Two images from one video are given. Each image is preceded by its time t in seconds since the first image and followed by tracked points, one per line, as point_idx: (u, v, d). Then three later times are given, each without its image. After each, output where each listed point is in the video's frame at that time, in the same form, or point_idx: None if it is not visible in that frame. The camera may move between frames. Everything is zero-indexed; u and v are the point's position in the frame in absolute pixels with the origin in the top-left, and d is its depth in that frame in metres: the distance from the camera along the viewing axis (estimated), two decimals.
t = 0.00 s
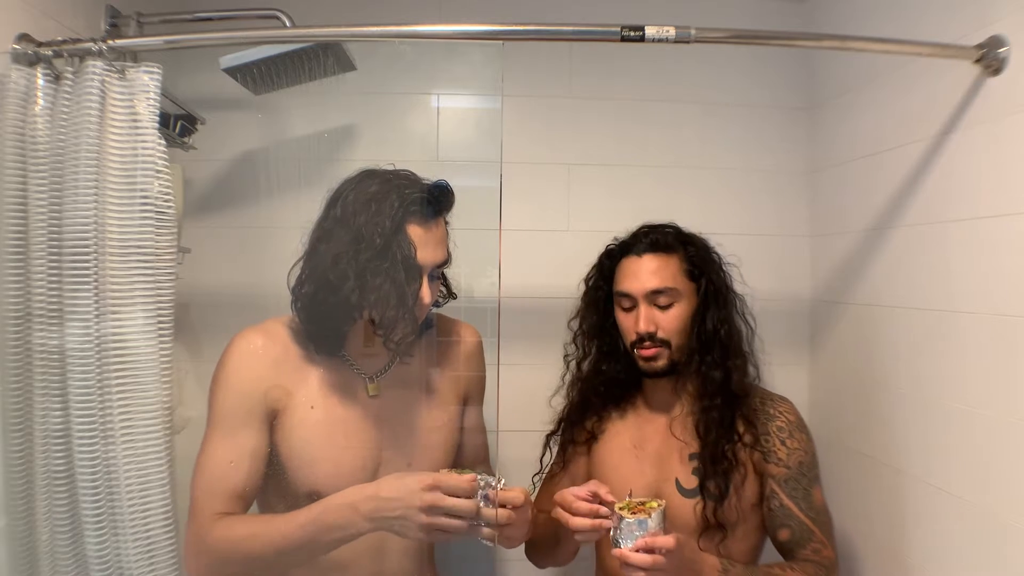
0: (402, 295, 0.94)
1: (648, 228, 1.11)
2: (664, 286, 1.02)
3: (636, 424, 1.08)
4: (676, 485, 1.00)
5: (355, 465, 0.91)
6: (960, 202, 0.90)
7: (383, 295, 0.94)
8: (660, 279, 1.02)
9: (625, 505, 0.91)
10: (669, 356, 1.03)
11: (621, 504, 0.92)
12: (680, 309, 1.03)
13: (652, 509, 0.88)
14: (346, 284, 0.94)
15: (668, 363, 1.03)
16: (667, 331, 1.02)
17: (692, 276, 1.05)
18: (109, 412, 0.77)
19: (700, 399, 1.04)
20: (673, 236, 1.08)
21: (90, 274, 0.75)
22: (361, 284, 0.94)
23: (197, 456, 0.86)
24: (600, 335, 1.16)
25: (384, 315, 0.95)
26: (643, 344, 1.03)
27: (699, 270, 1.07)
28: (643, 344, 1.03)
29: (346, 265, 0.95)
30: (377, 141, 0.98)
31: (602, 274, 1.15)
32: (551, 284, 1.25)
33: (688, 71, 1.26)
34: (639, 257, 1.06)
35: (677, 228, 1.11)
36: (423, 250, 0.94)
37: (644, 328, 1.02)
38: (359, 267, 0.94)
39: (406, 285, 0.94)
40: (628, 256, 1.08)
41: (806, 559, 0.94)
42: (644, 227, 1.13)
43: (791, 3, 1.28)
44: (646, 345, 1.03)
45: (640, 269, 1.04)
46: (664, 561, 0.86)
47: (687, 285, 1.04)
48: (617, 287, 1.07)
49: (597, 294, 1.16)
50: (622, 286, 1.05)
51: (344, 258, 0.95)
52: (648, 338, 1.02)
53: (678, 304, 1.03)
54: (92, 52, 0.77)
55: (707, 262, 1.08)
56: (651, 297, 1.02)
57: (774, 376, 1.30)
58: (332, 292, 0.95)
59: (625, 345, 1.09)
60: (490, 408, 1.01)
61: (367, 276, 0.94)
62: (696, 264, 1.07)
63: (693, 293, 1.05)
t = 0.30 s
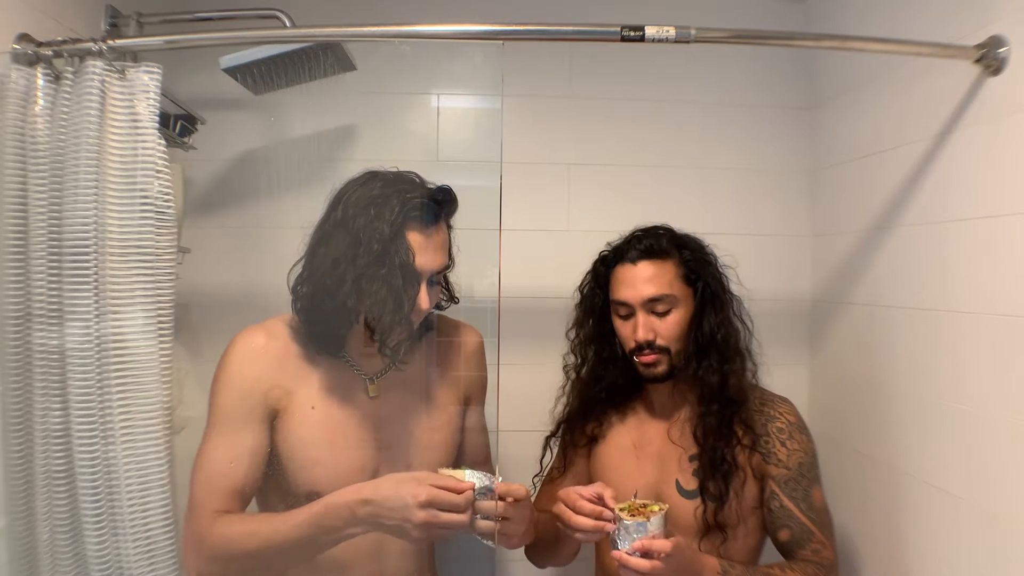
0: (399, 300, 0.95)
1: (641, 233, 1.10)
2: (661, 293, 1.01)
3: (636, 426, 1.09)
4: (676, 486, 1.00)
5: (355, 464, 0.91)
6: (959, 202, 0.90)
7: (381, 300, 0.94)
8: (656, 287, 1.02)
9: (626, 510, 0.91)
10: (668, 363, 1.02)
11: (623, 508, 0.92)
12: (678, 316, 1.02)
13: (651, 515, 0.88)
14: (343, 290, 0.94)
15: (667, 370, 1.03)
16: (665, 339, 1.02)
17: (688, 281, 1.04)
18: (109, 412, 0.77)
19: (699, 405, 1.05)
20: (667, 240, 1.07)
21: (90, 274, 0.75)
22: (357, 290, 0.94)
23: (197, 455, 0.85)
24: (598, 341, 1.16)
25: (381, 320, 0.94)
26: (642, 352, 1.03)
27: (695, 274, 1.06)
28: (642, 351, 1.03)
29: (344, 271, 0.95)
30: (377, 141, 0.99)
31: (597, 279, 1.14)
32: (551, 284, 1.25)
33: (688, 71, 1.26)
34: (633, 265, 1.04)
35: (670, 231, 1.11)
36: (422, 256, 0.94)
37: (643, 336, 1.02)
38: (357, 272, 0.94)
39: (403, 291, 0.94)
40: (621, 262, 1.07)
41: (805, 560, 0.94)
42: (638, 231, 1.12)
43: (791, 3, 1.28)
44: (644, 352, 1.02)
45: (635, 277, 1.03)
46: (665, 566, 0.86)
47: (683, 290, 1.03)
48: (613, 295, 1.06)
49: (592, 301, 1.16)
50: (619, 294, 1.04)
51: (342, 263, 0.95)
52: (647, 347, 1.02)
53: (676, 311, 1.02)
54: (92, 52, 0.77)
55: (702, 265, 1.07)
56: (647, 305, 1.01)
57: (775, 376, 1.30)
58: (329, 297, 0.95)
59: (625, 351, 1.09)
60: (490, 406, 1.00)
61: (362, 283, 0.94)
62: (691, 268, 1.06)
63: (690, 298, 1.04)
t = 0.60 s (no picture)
0: (401, 302, 0.94)
1: (641, 232, 1.10)
2: (660, 293, 1.01)
3: (636, 426, 1.09)
4: (676, 487, 1.00)
5: (355, 465, 0.91)
6: (959, 202, 0.90)
7: (382, 301, 0.94)
8: (656, 287, 1.02)
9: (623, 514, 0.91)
10: (669, 364, 1.02)
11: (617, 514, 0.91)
12: (677, 316, 1.02)
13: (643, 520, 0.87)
14: (343, 291, 0.94)
15: (668, 371, 1.03)
16: (666, 339, 1.02)
17: (687, 281, 1.05)
18: (109, 412, 0.77)
19: (699, 406, 1.05)
20: (666, 240, 1.07)
21: (90, 274, 0.75)
22: (359, 292, 0.94)
23: (196, 455, 0.85)
24: (598, 342, 1.15)
25: (382, 322, 0.94)
26: (642, 353, 1.03)
27: (694, 274, 1.06)
28: (642, 352, 1.02)
29: (345, 272, 0.95)
30: (377, 140, 0.99)
31: (596, 281, 1.14)
32: (551, 284, 1.25)
33: (688, 71, 1.26)
34: (632, 266, 1.04)
35: (669, 231, 1.11)
36: (423, 258, 0.93)
37: (643, 337, 1.02)
38: (358, 274, 0.94)
39: (405, 293, 0.94)
40: (620, 263, 1.07)
41: (805, 560, 0.94)
42: (636, 231, 1.12)
43: (790, 3, 1.28)
44: (644, 353, 1.02)
45: (634, 277, 1.03)
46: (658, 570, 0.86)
47: (682, 290, 1.03)
48: (612, 296, 1.06)
49: (591, 303, 1.15)
50: (619, 295, 1.04)
51: (343, 265, 0.95)
52: (647, 347, 1.02)
53: (676, 311, 1.02)
54: (92, 52, 0.77)
55: (701, 265, 1.07)
56: (647, 305, 1.01)
57: (775, 377, 1.30)
58: (331, 298, 0.95)
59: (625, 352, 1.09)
60: (491, 406, 1.00)
61: (364, 286, 0.94)
62: (690, 268, 1.06)
63: (689, 298, 1.04)
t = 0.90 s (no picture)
0: (404, 302, 0.94)
1: (643, 232, 1.10)
2: (662, 293, 1.01)
3: (636, 426, 1.08)
4: (677, 488, 1.00)
5: (355, 465, 0.91)
6: (958, 202, 0.90)
7: (385, 302, 0.94)
8: (658, 286, 1.01)
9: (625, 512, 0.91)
10: (671, 364, 1.02)
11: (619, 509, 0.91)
12: (679, 315, 1.02)
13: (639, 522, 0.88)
14: (346, 291, 0.94)
15: (669, 371, 1.02)
16: (667, 339, 1.01)
17: (689, 281, 1.04)
18: (109, 412, 0.77)
19: (700, 406, 1.05)
20: (667, 240, 1.07)
21: (90, 274, 0.75)
22: (362, 292, 0.94)
23: (196, 455, 0.85)
24: (599, 342, 1.16)
25: (384, 322, 0.94)
26: (643, 353, 1.02)
27: (695, 273, 1.06)
28: (643, 352, 1.02)
29: (348, 272, 0.95)
30: (377, 140, 0.99)
31: (598, 280, 1.14)
32: (551, 285, 1.25)
33: (688, 71, 1.26)
34: (633, 265, 1.04)
35: (671, 231, 1.10)
36: (426, 258, 0.93)
37: (644, 336, 1.01)
38: (361, 275, 0.94)
39: (408, 293, 0.94)
40: (622, 262, 1.07)
41: (807, 562, 0.94)
42: (637, 231, 1.12)
43: (791, 3, 1.28)
44: (646, 353, 1.02)
45: (635, 277, 1.03)
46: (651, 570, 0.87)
47: (684, 289, 1.03)
48: (613, 295, 1.05)
49: (592, 303, 1.16)
50: (620, 294, 1.04)
51: (346, 265, 0.95)
52: (648, 347, 1.01)
53: (677, 311, 1.02)
54: (92, 52, 0.77)
55: (703, 265, 1.07)
56: (648, 305, 1.01)
57: (775, 377, 1.30)
58: (332, 298, 0.95)
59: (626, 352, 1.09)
60: (490, 405, 1.00)
61: (367, 286, 0.94)
62: (692, 268, 1.05)
63: (691, 298, 1.04)
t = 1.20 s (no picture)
0: (409, 301, 0.95)
1: (646, 231, 1.10)
2: (665, 292, 1.01)
3: (637, 425, 1.08)
4: (680, 488, 1.00)
5: (355, 465, 0.91)
6: (958, 201, 0.90)
7: (391, 297, 0.94)
8: (661, 286, 1.01)
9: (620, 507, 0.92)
10: (673, 365, 1.02)
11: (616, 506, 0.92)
12: (681, 315, 1.02)
13: (631, 517, 0.89)
14: (349, 291, 0.95)
15: (672, 372, 1.03)
16: (669, 339, 1.01)
17: (691, 280, 1.04)
18: (109, 412, 0.77)
19: (702, 406, 1.05)
20: (670, 239, 1.07)
21: (90, 274, 0.75)
22: (367, 291, 0.94)
23: (197, 454, 0.85)
24: (601, 341, 1.16)
25: (388, 321, 0.95)
26: (646, 352, 1.02)
27: (698, 273, 1.05)
28: (646, 352, 1.02)
29: (353, 271, 0.95)
30: (376, 141, 0.99)
31: (600, 279, 1.14)
32: (551, 284, 1.25)
33: (688, 70, 1.26)
34: (636, 264, 1.04)
35: (673, 230, 1.10)
36: (431, 258, 0.94)
37: (646, 336, 1.01)
38: (367, 273, 0.94)
39: (413, 293, 0.95)
40: (625, 261, 1.07)
41: (812, 563, 0.93)
42: (640, 231, 1.12)
43: (791, 3, 1.28)
44: (648, 353, 1.02)
45: (638, 276, 1.02)
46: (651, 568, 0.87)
47: (686, 289, 1.03)
48: (615, 294, 1.05)
49: (593, 302, 1.16)
50: (622, 293, 1.04)
51: (353, 265, 0.95)
52: (650, 347, 1.01)
53: (680, 310, 1.02)
54: (92, 52, 0.77)
55: (706, 264, 1.07)
56: (651, 304, 1.01)
57: (775, 377, 1.30)
58: (336, 297, 0.95)
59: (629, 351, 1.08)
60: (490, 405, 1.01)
61: (373, 284, 0.94)
62: (695, 268, 1.05)
63: (693, 298, 1.04)
